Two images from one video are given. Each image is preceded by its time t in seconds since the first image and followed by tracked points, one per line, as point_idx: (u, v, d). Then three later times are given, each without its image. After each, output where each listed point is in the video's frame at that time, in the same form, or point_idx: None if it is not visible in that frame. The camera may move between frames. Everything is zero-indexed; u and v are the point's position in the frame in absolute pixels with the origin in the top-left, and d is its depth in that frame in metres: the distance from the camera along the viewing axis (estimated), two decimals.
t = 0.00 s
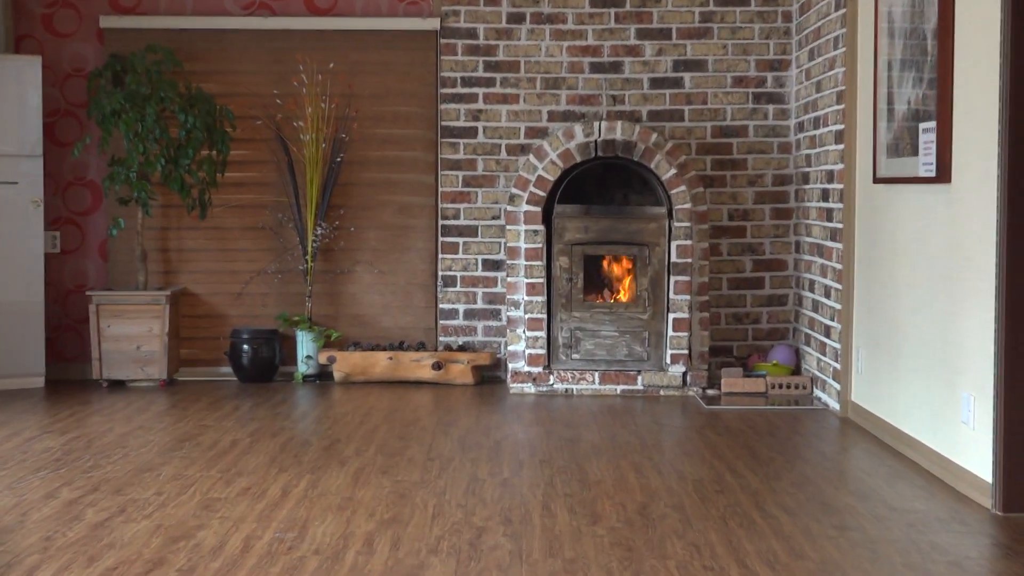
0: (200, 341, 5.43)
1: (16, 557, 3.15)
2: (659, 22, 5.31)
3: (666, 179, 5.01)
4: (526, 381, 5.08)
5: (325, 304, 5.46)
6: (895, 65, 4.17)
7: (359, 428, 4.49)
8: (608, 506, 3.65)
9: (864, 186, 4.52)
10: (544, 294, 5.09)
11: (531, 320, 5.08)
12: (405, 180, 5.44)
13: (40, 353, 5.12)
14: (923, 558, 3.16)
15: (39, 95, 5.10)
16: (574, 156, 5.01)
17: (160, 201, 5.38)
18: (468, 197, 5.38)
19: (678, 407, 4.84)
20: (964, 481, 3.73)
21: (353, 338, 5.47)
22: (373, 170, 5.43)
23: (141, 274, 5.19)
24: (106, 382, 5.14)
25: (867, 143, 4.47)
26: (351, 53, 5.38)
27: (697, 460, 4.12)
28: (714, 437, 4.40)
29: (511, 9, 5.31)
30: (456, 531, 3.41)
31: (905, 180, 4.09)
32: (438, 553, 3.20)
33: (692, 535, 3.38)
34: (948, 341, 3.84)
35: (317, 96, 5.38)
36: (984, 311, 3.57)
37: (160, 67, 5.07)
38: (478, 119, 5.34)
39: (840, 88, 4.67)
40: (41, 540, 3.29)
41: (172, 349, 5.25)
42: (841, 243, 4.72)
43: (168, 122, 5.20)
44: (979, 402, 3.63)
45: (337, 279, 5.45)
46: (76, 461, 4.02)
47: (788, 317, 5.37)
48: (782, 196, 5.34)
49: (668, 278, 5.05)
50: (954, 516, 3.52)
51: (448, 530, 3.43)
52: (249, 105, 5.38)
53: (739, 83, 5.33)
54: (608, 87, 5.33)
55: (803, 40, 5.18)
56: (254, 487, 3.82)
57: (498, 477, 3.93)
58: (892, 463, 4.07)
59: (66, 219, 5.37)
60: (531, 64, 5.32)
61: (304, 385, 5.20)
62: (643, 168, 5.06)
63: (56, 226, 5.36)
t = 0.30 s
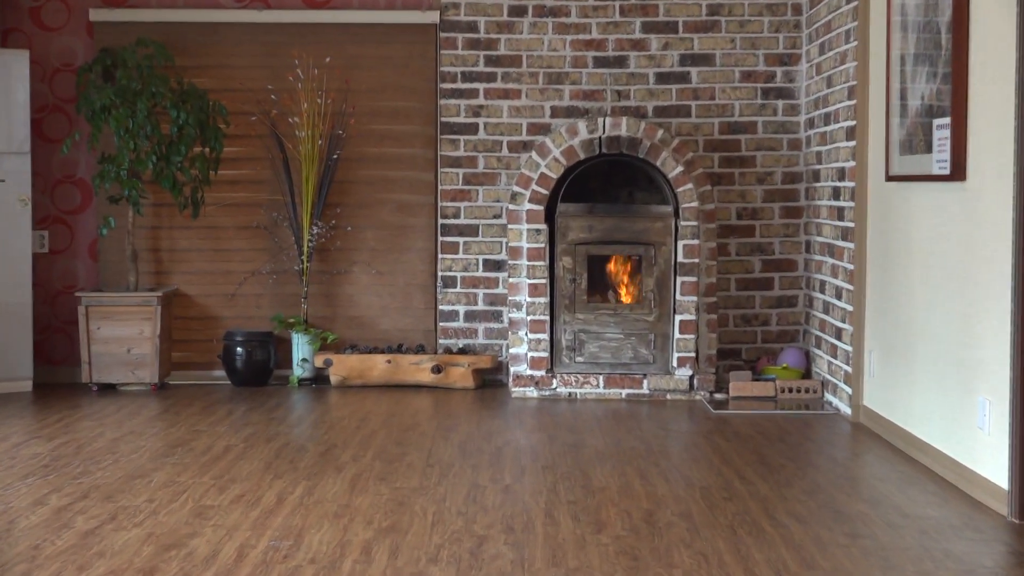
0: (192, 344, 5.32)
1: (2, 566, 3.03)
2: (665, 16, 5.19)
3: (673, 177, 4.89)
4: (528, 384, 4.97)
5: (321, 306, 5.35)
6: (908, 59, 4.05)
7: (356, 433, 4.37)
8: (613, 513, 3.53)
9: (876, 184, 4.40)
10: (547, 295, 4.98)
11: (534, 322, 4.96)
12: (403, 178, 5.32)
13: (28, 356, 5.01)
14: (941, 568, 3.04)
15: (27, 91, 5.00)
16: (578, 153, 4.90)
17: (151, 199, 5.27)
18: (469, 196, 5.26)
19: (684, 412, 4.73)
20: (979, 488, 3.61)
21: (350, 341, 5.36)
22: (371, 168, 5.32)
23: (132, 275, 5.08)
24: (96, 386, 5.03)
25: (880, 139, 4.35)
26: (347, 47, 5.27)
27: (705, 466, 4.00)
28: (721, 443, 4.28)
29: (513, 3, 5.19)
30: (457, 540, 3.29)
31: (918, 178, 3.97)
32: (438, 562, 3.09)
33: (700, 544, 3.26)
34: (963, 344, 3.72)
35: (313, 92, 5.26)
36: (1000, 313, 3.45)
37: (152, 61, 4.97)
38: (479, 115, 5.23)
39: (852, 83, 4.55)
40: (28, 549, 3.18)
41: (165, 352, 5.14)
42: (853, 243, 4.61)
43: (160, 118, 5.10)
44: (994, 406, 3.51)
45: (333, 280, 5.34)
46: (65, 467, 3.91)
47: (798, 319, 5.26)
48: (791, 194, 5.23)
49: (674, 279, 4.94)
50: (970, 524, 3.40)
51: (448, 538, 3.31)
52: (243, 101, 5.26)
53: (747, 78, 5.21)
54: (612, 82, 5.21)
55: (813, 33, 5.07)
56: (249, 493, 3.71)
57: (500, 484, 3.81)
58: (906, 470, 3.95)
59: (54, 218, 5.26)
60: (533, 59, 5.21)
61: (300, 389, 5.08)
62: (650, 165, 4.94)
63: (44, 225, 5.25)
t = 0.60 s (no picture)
0: (188, 346, 5.22)
1: None
2: (675, 8, 5.08)
3: (683, 175, 4.78)
4: (534, 388, 4.85)
5: (321, 307, 5.24)
6: (925, 53, 3.93)
7: (356, 438, 4.26)
8: (621, 521, 3.41)
9: (893, 182, 4.28)
10: (554, 296, 4.86)
11: (539, 324, 4.85)
12: (405, 175, 5.21)
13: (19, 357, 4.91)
14: None
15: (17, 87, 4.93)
16: (585, 150, 4.78)
17: (145, 197, 5.16)
18: (472, 193, 5.15)
19: (694, 416, 4.62)
20: (999, 495, 3.49)
21: (351, 343, 5.25)
22: (372, 165, 5.21)
23: (126, 275, 4.97)
24: (88, 390, 4.93)
25: (897, 136, 4.23)
26: (348, 41, 5.16)
27: (716, 472, 3.88)
28: (732, 448, 4.17)
29: None
30: (460, 548, 3.17)
31: (936, 175, 3.85)
32: (441, 572, 2.97)
33: (712, 552, 3.14)
34: (983, 347, 3.60)
35: (312, 87, 5.15)
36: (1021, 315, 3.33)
37: (146, 55, 4.86)
38: (484, 110, 5.11)
39: (867, 77, 4.43)
40: (17, 558, 3.06)
41: (159, 355, 5.03)
42: (869, 242, 4.49)
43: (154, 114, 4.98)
44: (1015, 410, 3.39)
45: (333, 280, 5.23)
46: (57, 473, 3.80)
47: (812, 321, 5.14)
48: (805, 191, 5.11)
49: (685, 279, 4.82)
50: (990, 532, 3.28)
51: (451, 546, 3.19)
52: (240, 95, 5.16)
53: (759, 73, 5.10)
54: (620, 76, 5.10)
55: (828, 26, 4.95)
56: (246, 500, 3.60)
57: (505, 490, 3.70)
58: (923, 476, 3.83)
59: (45, 216, 5.15)
60: (539, 52, 5.09)
61: (299, 393, 4.98)
62: (659, 163, 4.83)
63: (35, 224, 5.14)
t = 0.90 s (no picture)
0: (184, 349, 5.11)
1: None
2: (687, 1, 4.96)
3: (695, 172, 4.67)
4: (541, 392, 4.74)
5: (322, 308, 5.14)
6: (945, 47, 3.81)
7: (357, 443, 4.16)
8: (631, 529, 3.30)
9: (912, 180, 4.16)
10: (561, 297, 4.75)
11: (546, 326, 4.74)
12: (409, 173, 5.10)
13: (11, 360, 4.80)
14: None
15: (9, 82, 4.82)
16: (594, 147, 4.67)
17: (141, 195, 5.06)
18: (477, 191, 5.03)
19: (706, 421, 4.50)
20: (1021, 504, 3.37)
21: (353, 346, 5.15)
22: (374, 163, 5.10)
23: (121, 275, 4.87)
24: (82, 394, 4.80)
25: (915, 133, 4.12)
26: (349, 34, 5.05)
27: (728, 479, 3.77)
28: (744, 454, 4.05)
29: None
30: (465, 557, 3.06)
31: (956, 173, 3.74)
32: None
33: (727, 562, 3.02)
34: (1005, 350, 3.48)
35: (312, 82, 5.04)
36: None
37: (142, 49, 4.75)
38: (489, 106, 4.99)
39: (885, 72, 4.32)
40: (6, 568, 2.95)
41: (155, 359, 4.92)
42: (886, 241, 4.37)
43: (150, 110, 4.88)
44: None
45: (335, 280, 5.13)
46: (49, 480, 3.69)
47: (828, 323, 5.02)
48: (820, 189, 4.99)
49: (696, 279, 4.71)
50: (1012, 542, 3.16)
51: (455, 555, 3.08)
52: (237, 90, 5.05)
53: (773, 67, 4.98)
54: (630, 70, 4.98)
55: (844, 18, 4.83)
56: (245, 507, 3.48)
57: (511, 497, 3.59)
58: (942, 483, 3.71)
59: (38, 215, 5.04)
60: (546, 46, 4.98)
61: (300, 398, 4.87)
62: (671, 160, 4.72)
63: (27, 223, 5.04)
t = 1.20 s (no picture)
0: (177, 351, 5.01)
1: None
2: None
3: (705, 169, 4.56)
4: (546, 395, 4.64)
5: (322, 309, 5.04)
6: (963, 40, 3.70)
7: (356, 448, 4.05)
8: (639, 537, 3.18)
9: (928, 178, 4.05)
10: (567, 297, 4.64)
11: (551, 328, 4.63)
12: (410, 170, 5.00)
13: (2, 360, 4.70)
14: None
15: None
16: (600, 142, 4.56)
17: (133, 192, 4.96)
18: (480, 188, 4.91)
19: (715, 425, 4.40)
20: None
21: (354, 348, 5.05)
22: (374, 160, 5.00)
23: (113, 275, 4.76)
24: (72, 397, 4.71)
25: (932, 129, 4.01)
26: (348, 27, 4.94)
27: (738, 485, 3.66)
28: (754, 459, 3.94)
29: None
30: (467, 566, 2.95)
31: (973, 170, 3.62)
32: None
33: (739, 571, 2.91)
34: None
35: (311, 76, 4.94)
36: None
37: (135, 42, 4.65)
38: (492, 100, 4.88)
39: (900, 65, 4.21)
40: None
41: (148, 362, 4.80)
42: (900, 240, 4.27)
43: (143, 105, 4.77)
44: None
45: (334, 280, 5.03)
46: (39, 486, 3.58)
47: (841, 325, 4.91)
48: (833, 187, 4.88)
49: (705, 279, 4.60)
50: None
51: (457, 564, 2.97)
52: (233, 85, 4.94)
53: (786, 60, 4.87)
54: (637, 64, 4.87)
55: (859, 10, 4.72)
56: (240, 514, 3.37)
57: (514, 504, 3.47)
58: (959, 489, 3.60)
59: (28, 213, 4.94)
60: (552, 39, 4.87)
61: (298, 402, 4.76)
62: (680, 157, 4.61)
63: (16, 221, 4.93)
